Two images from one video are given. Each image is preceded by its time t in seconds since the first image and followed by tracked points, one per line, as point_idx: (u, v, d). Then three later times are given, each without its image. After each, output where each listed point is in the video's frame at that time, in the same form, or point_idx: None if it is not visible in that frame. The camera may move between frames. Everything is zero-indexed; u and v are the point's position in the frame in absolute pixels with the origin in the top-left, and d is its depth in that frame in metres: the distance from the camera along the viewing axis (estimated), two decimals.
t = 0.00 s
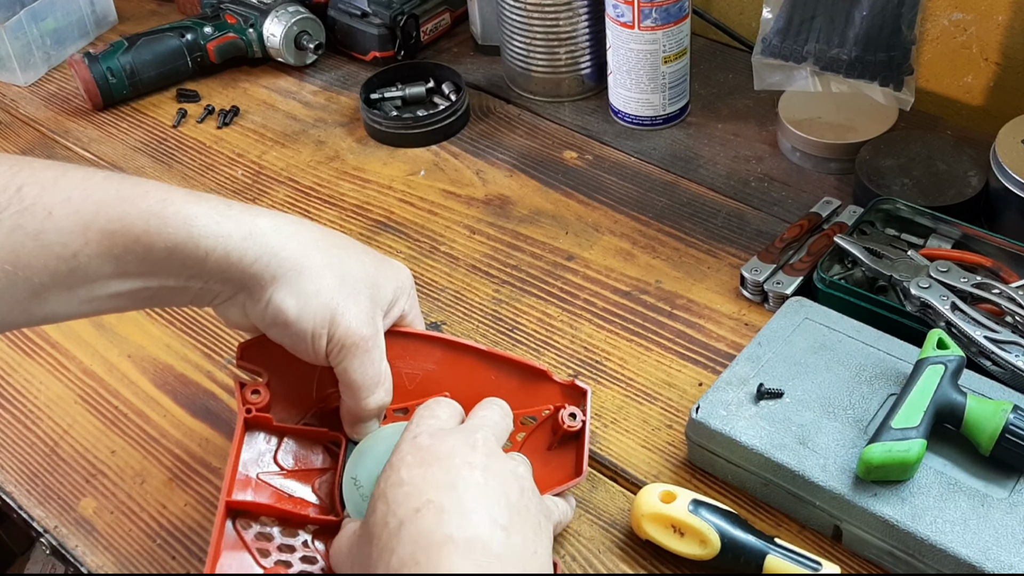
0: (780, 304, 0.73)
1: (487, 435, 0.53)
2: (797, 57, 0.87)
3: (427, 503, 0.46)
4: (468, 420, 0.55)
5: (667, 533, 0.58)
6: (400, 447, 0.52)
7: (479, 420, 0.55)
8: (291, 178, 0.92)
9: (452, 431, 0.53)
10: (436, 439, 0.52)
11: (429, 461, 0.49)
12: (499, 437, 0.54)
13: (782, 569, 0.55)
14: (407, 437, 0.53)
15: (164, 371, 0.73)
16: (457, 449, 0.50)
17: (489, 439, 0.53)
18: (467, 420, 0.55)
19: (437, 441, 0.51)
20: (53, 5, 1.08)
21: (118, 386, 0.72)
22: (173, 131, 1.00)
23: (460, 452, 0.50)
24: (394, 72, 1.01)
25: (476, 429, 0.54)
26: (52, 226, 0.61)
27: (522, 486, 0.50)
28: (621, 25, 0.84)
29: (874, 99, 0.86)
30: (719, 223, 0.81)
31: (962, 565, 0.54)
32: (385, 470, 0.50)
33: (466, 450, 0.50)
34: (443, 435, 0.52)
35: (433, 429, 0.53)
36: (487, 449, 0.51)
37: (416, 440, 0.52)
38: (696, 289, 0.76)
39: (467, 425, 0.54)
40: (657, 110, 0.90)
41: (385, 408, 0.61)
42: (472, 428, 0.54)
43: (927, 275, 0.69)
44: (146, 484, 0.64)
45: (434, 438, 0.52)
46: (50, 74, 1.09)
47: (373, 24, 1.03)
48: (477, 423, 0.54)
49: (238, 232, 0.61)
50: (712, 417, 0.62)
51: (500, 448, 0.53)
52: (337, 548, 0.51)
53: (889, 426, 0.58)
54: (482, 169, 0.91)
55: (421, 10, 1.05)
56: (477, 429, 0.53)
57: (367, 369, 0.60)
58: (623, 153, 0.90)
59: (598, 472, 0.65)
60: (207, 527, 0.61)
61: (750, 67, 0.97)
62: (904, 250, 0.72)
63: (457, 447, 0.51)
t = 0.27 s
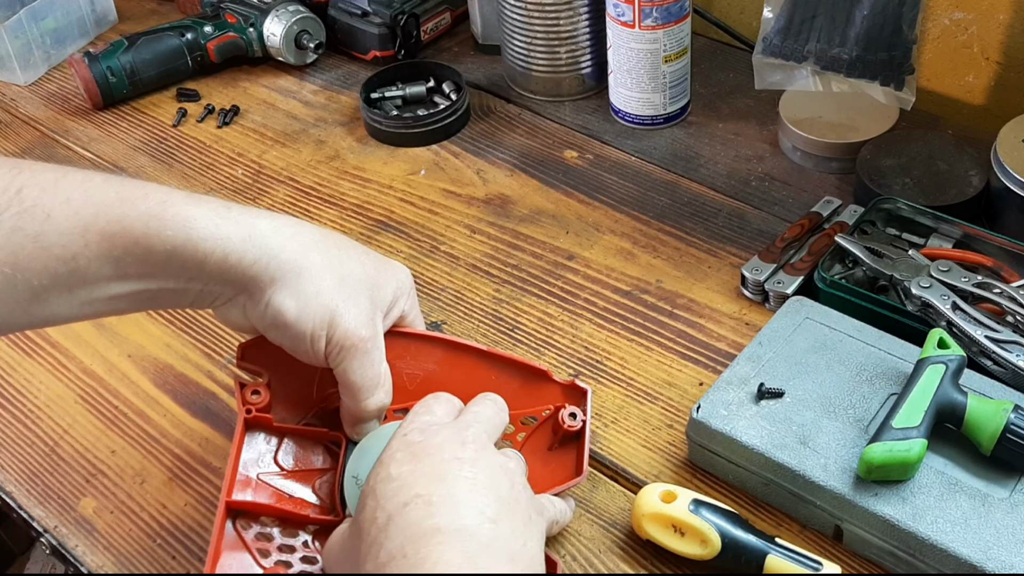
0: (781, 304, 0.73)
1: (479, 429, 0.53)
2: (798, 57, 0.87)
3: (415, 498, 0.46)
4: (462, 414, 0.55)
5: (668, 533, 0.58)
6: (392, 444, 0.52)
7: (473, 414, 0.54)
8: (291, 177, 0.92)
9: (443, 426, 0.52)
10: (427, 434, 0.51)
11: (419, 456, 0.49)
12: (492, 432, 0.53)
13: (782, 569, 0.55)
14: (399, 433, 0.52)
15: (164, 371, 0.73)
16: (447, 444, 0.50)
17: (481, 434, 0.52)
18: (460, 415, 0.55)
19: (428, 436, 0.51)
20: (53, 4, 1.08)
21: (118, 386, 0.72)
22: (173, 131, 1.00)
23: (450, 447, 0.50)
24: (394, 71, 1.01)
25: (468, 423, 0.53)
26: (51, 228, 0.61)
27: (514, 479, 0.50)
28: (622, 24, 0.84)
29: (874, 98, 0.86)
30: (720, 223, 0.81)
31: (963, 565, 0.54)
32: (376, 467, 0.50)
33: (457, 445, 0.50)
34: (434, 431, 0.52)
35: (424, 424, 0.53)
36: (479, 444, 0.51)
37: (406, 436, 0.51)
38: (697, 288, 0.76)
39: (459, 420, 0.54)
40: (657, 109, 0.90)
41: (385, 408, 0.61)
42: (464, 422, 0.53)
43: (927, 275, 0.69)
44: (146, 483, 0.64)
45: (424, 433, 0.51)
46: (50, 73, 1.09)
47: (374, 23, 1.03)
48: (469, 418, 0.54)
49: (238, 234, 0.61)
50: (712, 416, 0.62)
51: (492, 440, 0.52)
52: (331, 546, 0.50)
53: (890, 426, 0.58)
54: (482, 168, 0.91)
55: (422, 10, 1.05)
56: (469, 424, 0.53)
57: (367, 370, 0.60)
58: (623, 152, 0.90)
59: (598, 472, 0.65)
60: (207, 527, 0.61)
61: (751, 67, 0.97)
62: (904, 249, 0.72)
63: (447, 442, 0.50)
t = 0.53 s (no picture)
0: (781, 303, 0.73)
1: (474, 446, 0.52)
2: (798, 56, 0.87)
3: (410, 523, 0.45)
4: (458, 428, 0.54)
5: (669, 533, 0.58)
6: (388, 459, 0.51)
7: (468, 428, 0.54)
8: (291, 177, 0.92)
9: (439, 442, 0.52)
10: (423, 451, 0.51)
11: (414, 477, 0.48)
12: (487, 448, 0.53)
13: (783, 569, 0.55)
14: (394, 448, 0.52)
15: (164, 370, 0.73)
16: (443, 464, 0.50)
17: (476, 451, 0.52)
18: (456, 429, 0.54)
19: (423, 455, 0.50)
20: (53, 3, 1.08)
21: (118, 386, 0.72)
22: (174, 130, 0.99)
23: (446, 468, 0.49)
24: (395, 71, 1.01)
25: (464, 439, 0.53)
26: (46, 236, 0.62)
27: (507, 499, 0.50)
28: (622, 24, 0.84)
29: (874, 98, 0.86)
30: (721, 222, 0.81)
31: (964, 565, 0.54)
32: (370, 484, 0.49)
33: (452, 466, 0.50)
34: (430, 447, 0.51)
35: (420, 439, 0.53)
36: (474, 464, 0.51)
37: (402, 452, 0.51)
38: (698, 288, 0.76)
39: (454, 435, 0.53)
40: (658, 109, 0.90)
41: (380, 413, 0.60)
42: (460, 438, 0.53)
43: (928, 275, 0.69)
44: (146, 483, 0.64)
45: (420, 450, 0.51)
46: (50, 72, 1.09)
47: (374, 22, 1.03)
48: (465, 433, 0.54)
49: (229, 240, 0.63)
50: (713, 416, 0.62)
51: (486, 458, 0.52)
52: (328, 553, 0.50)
53: (891, 425, 0.58)
54: (482, 167, 0.91)
55: (422, 9, 1.05)
56: (464, 440, 0.53)
57: (360, 372, 0.60)
58: (624, 152, 0.90)
59: (598, 472, 0.64)
60: (207, 527, 0.61)
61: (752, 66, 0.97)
62: (905, 249, 0.72)
63: (442, 462, 0.50)
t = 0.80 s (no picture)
0: (782, 303, 0.73)
1: (477, 467, 0.52)
2: (800, 55, 0.87)
3: (416, 549, 0.44)
4: (460, 447, 0.54)
5: (670, 533, 0.58)
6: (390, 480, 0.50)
7: (471, 448, 0.53)
8: (292, 176, 0.92)
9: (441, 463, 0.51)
10: (426, 472, 0.50)
11: (418, 500, 0.48)
12: (490, 469, 0.53)
13: (784, 569, 0.55)
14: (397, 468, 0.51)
15: (164, 370, 0.73)
16: (447, 487, 0.49)
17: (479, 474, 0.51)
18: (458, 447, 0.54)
19: (427, 477, 0.50)
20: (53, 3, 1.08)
21: (118, 386, 0.72)
22: (174, 129, 0.99)
23: (451, 491, 0.49)
24: (395, 70, 1.00)
25: (467, 459, 0.52)
26: (41, 246, 0.61)
27: (511, 524, 0.50)
28: (623, 23, 0.84)
29: (876, 98, 0.86)
30: (722, 222, 0.81)
31: (965, 565, 0.54)
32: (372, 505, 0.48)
33: (457, 489, 0.49)
34: (434, 468, 0.51)
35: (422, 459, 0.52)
36: (478, 487, 0.50)
37: (406, 473, 0.50)
38: (699, 287, 0.76)
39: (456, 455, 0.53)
40: (659, 108, 0.90)
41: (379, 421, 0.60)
42: (461, 459, 0.52)
43: (929, 274, 0.68)
44: (146, 483, 0.64)
45: (423, 472, 0.50)
46: (50, 72, 1.09)
47: (375, 22, 1.03)
48: (467, 452, 0.53)
49: (224, 247, 0.62)
50: (714, 416, 0.62)
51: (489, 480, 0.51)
52: (327, 560, 0.50)
53: (892, 425, 0.58)
54: (483, 167, 0.90)
55: (423, 8, 1.05)
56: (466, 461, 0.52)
57: (356, 379, 0.60)
58: (624, 151, 0.90)
59: (599, 471, 0.64)
60: (208, 526, 0.61)
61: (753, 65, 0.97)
62: (907, 249, 0.72)
63: (447, 485, 0.49)
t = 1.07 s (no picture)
0: (782, 303, 0.72)
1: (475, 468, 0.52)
2: (801, 55, 0.87)
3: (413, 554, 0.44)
4: (456, 448, 0.54)
5: (670, 533, 0.57)
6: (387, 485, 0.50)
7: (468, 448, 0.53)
8: (292, 176, 0.92)
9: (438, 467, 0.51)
10: (424, 475, 0.50)
11: (416, 504, 0.48)
12: (487, 469, 0.52)
13: (785, 569, 0.55)
14: (394, 474, 0.51)
15: (163, 370, 0.72)
16: (445, 491, 0.49)
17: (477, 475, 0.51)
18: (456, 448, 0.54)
19: (424, 481, 0.50)
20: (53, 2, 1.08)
21: (118, 385, 0.71)
22: (174, 129, 0.99)
23: (447, 494, 0.49)
24: (395, 70, 1.00)
25: (464, 461, 0.52)
26: (82, 239, 0.59)
27: (508, 526, 0.49)
28: (624, 22, 0.84)
29: (877, 97, 0.86)
30: (722, 222, 0.81)
31: (966, 565, 0.54)
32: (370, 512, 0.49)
33: (454, 492, 0.49)
34: (432, 472, 0.51)
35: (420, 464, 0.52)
36: (475, 489, 0.50)
37: (404, 476, 0.50)
38: (699, 287, 0.76)
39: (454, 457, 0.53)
40: (659, 107, 0.90)
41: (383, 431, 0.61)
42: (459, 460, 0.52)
43: (930, 274, 0.68)
44: (146, 483, 0.64)
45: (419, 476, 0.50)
46: (50, 71, 1.09)
47: (375, 21, 1.03)
48: (464, 454, 0.53)
49: (261, 245, 0.62)
50: (714, 415, 0.62)
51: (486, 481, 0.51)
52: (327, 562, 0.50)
53: (893, 425, 0.58)
54: (483, 166, 0.90)
55: (422, 7, 1.04)
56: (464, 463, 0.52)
57: (370, 386, 0.61)
58: (624, 151, 0.90)
59: (600, 472, 0.64)
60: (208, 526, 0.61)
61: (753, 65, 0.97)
62: (907, 248, 0.72)
63: (444, 489, 0.49)
